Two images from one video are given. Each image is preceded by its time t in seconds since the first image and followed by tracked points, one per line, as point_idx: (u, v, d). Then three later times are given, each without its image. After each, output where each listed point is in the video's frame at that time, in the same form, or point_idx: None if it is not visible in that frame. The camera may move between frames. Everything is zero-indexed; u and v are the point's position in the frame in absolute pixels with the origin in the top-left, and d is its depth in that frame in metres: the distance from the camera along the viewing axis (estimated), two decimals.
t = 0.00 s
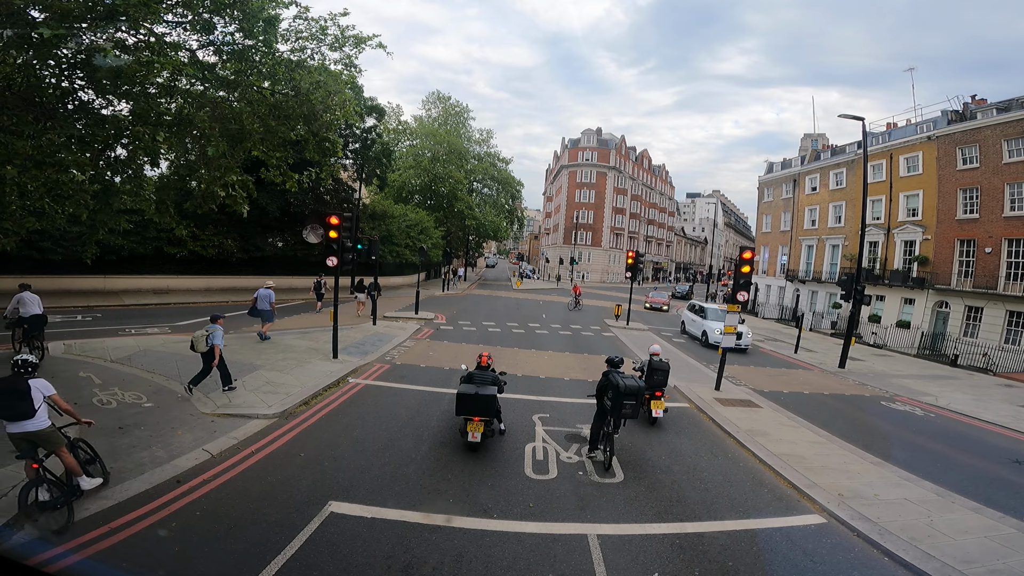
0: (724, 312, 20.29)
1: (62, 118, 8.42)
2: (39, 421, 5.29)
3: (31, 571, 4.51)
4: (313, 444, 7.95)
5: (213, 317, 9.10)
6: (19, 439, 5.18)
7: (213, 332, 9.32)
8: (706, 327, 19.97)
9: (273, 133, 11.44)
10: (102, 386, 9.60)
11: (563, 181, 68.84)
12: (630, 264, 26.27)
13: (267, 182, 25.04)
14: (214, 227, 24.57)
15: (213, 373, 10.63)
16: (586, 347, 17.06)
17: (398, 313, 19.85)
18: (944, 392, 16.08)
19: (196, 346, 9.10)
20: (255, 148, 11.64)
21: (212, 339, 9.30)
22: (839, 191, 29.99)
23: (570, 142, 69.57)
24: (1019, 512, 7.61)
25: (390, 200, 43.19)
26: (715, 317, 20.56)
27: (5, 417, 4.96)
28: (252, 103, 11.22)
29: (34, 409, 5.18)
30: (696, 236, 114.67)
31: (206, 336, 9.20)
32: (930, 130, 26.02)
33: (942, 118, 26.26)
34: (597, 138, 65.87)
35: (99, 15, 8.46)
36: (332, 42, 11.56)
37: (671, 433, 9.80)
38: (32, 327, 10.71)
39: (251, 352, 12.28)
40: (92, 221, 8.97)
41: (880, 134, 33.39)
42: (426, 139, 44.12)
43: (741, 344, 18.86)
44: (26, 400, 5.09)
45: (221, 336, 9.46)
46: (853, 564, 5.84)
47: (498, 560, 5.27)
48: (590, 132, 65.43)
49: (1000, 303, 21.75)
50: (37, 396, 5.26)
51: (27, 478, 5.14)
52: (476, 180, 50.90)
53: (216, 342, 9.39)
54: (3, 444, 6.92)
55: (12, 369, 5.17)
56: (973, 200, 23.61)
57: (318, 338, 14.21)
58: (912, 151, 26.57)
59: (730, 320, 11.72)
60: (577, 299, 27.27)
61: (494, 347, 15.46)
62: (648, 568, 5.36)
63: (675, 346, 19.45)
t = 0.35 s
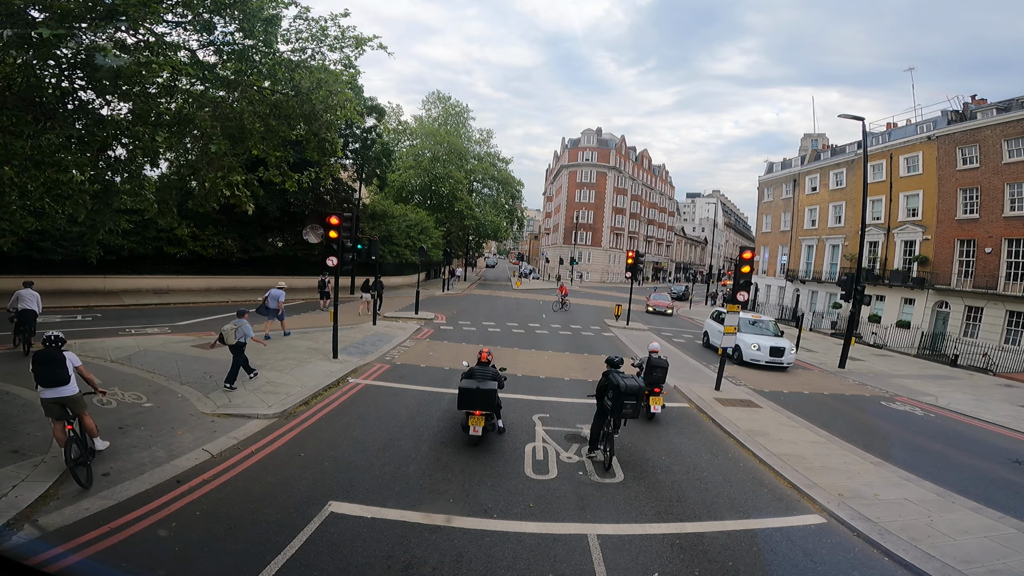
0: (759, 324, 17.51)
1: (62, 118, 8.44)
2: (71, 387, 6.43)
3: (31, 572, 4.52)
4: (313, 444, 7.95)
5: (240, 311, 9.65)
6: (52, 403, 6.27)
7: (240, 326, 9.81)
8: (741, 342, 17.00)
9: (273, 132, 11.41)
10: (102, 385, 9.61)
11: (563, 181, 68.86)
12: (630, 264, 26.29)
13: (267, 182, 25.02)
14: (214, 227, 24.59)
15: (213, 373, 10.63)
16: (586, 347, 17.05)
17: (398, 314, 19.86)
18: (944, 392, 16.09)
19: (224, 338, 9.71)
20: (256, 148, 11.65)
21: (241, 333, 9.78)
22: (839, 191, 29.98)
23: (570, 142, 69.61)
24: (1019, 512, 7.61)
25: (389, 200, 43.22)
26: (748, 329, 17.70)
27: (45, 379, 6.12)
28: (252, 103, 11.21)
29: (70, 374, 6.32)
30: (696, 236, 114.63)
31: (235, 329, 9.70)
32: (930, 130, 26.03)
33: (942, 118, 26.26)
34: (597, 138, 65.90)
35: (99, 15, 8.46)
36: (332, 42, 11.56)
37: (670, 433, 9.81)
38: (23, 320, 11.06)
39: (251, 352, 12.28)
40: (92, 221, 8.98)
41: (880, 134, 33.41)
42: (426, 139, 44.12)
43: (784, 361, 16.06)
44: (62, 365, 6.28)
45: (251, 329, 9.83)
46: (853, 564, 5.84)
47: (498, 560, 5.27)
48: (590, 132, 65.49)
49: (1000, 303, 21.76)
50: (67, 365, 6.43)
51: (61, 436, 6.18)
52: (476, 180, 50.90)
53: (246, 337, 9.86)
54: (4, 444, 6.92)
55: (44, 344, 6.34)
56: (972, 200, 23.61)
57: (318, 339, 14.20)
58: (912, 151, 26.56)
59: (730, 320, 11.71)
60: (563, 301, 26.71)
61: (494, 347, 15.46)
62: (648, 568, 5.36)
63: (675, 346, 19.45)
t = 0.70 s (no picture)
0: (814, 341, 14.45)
1: (62, 118, 8.44)
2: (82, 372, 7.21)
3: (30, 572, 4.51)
4: (313, 444, 7.95)
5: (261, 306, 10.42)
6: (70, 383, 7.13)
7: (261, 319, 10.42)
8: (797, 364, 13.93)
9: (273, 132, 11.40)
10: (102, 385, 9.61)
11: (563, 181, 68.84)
12: (630, 264, 26.30)
13: (267, 182, 24.99)
14: (214, 227, 24.61)
15: (213, 373, 10.64)
16: (586, 347, 17.03)
17: (398, 314, 19.83)
18: (944, 392, 16.09)
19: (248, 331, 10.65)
20: (255, 148, 11.63)
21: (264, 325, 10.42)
22: (839, 191, 29.98)
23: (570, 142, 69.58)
24: (1019, 512, 7.60)
25: (389, 200, 43.22)
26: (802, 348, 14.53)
27: (61, 362, 6.98)
28: (252, 104, 11.18)
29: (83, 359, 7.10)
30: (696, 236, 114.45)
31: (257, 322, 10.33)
32: (930, 130, 26.03)
33: (942, 118, 26.26)
34: (597, 138, 65.88)
35: (98, 14, 8.45)
36: (332, 42, 11.53)
37: (669, 432, 9.84)
38: (24, 316, 11.59)
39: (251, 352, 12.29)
40: (92, 221, 8.99)
41: (880, 134, 33.42)
42: (426, 139, 44.11)
43: (854, 389, 13.13)
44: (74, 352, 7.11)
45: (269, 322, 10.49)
46: (853, 564, 5.84)
47: (498, 560, 5.26)
48: (590, 132, 65.50)
49: (1000, 302, 21.76)
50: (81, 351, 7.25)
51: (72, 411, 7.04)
52: (476, 180, 50.88)
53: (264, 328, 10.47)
54: (4, 444, 6.93)
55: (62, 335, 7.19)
56: (972, 200, 23.61)
57: (318, 339, 14.19)
58: (911, 151, 26.56)
59: (730, 320, 11.72)
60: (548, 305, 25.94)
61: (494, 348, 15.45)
62: (649, 568, 5.36)
63: (675, 346, 19.43)
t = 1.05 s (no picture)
0: (903, 366, 11.28)
1: (62, 118, 8.45)
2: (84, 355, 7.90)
3: (30, 572, 4.51)
4: (313, 444, 7.95)
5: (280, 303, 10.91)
6: (68, 364, 7.74)
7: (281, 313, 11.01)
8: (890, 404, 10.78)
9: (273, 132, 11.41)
10: (102, 385, 9.61)
11: (563, 181, 68.82)
12: (629, 264, 26.30)
13: (266, 182, 24.98)
14: (214, 227, 24.63)
15: (213, 373, 10.64)
16: (586, 347, 17.03)
17: (399, 314, 19.84)
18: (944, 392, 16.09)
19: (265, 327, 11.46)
20: (255, 148, 11.64)
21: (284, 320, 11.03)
22: (839, 191, 29.99)
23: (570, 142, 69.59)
24: (1019, 512, 7.60)
25: (389, 200, 43.22)
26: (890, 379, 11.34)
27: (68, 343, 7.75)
28: (253, 104, 11.19)
29: (85, 345, 7.65)
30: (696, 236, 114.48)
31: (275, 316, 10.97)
32: (930, 130, 26.03)
33: (942, 117, 26.26)
34: (597, 138, 65.86)
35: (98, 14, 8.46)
36: (331, 42, 11.54)
37: (669, 432, 9.84)
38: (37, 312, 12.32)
39: (251, 352, 12.29)
40: (92, 220, 9.00)
41: (879, 134, 33.42)
42: (426, 139, 44.11)
43: (975, 433, 10.09)
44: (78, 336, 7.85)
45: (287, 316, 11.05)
46: (853, 564, 5.84)
47: (498, 561, 5.26)
48: (590, 132, 65.50)
49: (1000, 303, 21.77)
50: (81, 337, 7.93)
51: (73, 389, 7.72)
52: (476, 180, 50.87)
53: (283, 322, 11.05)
54: (3, 444, 6.93)
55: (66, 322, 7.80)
56: (972, 200, 23.61)
57: (318, 339, 14.19)
58: (911, 151, 26.56)
59: (730, 320, 11.72)
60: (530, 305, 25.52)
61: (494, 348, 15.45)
62: (648, 568, 5.36)
63: (675, 346, 19.43)
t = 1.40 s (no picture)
0: None
1: (61, 119, 8.43)
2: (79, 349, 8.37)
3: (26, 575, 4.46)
4: (312, 447, 7.92)
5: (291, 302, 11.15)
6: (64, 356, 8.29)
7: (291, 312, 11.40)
8: None
9: (272, 134, 11.39)
10: (101, 388, 9.58)
11: (563, 183, 68.86)
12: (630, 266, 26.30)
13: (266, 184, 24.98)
14: (214, 229, 24.61)
15: (212, 375, 10.61)
16: (586, 350, 16.98)
17: (398, 316, 19.80)
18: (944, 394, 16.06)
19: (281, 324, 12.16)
20: (254, 150, 11.61)
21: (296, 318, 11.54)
22: (839, 193, 29.98)
23: (570, 144, 69.67)
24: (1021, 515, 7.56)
25: (389, 202, 43.26)
26: None
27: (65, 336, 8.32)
28: (252, 106, 11.17)
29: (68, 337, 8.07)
30: (696, 238, 114.42)
31: (290, 315, 11.45)
32: (930, 132, 26.04)
33: (942, 119, 26.26)
34: (598, 140, 65.93)
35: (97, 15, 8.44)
36: (331, 43, 11.52)
37: (669, 434, 9.80)
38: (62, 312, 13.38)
39: (251, 355, 12.26)
40: (91, 222, 8.98)
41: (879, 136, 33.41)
42: (427, 141, 44.15)
43: None
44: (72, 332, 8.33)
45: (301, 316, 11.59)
46: (855, 567, 5.80)
47: (498, 565, 5.22)
48: (590, 134, 65.57)
49: (1001, 304, 21.74)
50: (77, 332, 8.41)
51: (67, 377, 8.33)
52: (476, 182, 50.88)
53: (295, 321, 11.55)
54: (2, 446, 6.90)
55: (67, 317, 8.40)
56: (973, 201, 23.59)
57: (317, 341, 14.14)
58: (911, 153, 26.57)
59: (730, 322, 11.68)
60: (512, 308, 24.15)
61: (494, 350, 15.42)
62: (649, 573, 5.32)
63: (675, 348, 19.38)
